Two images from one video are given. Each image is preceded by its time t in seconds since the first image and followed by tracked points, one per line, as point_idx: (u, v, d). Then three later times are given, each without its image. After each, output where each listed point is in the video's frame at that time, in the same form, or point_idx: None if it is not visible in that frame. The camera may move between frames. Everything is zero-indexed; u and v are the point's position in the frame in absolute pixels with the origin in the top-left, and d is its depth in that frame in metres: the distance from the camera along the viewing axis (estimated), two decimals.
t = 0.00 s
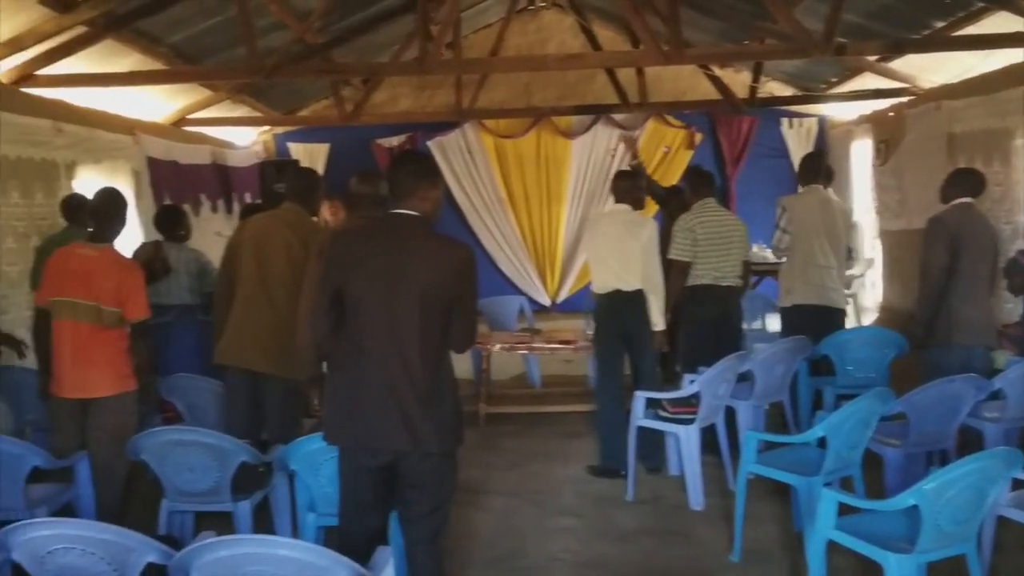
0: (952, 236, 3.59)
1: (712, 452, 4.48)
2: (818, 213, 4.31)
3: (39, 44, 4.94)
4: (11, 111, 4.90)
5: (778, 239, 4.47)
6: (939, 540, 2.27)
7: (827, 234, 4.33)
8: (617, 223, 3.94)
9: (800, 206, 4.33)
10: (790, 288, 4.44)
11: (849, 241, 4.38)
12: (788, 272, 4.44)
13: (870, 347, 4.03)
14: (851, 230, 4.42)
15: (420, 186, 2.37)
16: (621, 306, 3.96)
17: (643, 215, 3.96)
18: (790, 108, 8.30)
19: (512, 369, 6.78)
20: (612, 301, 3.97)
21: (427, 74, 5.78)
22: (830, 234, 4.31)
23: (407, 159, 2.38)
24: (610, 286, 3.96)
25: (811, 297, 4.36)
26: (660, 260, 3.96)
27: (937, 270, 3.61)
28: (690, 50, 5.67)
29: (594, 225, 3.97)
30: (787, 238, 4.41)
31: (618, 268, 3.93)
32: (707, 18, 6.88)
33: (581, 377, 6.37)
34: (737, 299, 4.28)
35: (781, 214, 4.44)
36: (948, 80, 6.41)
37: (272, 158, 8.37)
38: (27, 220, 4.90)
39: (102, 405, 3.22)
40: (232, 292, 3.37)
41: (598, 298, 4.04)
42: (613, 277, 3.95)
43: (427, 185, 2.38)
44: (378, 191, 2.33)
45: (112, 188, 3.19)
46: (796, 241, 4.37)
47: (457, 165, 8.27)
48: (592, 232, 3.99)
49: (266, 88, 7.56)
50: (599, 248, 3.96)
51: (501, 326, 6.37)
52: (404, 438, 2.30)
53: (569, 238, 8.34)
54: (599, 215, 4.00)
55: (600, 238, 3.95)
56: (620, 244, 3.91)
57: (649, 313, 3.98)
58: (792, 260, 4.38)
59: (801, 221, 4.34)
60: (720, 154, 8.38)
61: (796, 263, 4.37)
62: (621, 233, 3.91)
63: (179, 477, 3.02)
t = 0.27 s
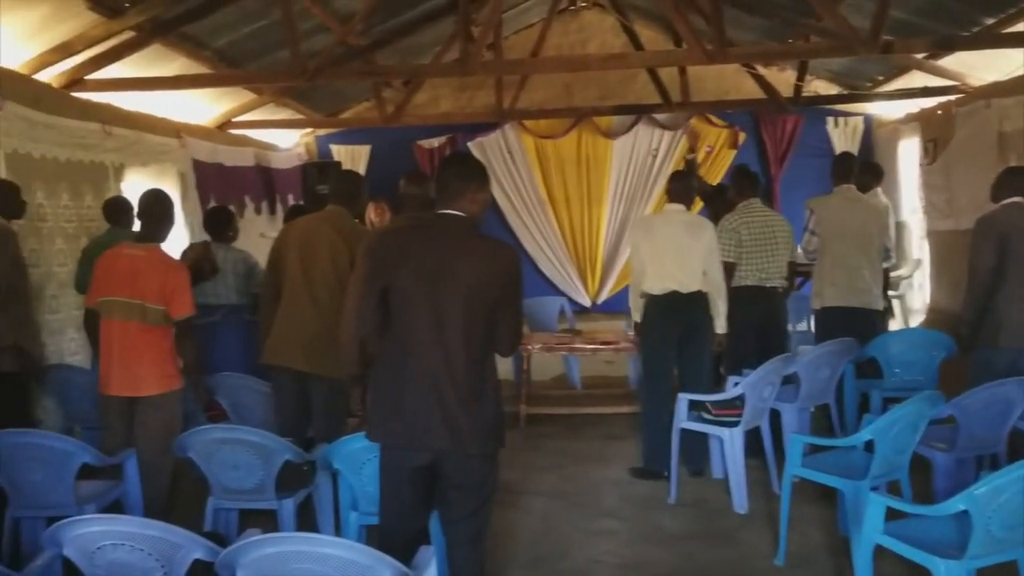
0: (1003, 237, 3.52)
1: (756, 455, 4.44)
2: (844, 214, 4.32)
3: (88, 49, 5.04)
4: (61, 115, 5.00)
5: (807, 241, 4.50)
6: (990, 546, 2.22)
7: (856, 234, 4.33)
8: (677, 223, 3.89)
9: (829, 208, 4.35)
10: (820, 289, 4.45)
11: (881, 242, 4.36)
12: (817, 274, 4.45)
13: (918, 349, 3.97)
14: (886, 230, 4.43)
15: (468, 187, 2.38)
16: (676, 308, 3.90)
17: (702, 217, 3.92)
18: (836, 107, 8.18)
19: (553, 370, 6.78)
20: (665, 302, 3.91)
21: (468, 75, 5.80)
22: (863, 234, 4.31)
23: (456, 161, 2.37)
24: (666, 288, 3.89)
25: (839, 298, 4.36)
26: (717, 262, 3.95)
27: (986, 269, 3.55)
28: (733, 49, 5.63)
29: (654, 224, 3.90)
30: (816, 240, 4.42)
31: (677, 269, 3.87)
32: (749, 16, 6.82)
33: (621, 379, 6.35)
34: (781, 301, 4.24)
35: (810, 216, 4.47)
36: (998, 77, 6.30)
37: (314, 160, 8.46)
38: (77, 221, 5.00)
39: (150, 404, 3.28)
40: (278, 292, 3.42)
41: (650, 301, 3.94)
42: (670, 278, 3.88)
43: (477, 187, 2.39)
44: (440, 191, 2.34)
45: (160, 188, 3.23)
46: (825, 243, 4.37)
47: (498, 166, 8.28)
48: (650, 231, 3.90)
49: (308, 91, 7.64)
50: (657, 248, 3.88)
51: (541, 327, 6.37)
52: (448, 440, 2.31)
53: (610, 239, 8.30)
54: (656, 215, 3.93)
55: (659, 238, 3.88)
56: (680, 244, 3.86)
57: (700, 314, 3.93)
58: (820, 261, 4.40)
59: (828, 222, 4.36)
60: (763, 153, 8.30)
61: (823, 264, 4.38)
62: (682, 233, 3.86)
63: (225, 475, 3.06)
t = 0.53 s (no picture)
0: None
1: (790, 457, 4.40)
2: (865, 216, 4.28)
3: (126, 52, 5.11)
4: (100, 117, 5.08)
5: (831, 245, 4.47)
6: None
7: (880, 236, 4.27)
8: (731, 224, 3.85)
9: (853, 209, 4.31)
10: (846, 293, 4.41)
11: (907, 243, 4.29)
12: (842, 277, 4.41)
13: (956, 351, 3.91)
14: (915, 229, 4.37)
15: (508, 190, 2.41)
16: (716, 309, 3.87)
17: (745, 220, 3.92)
18: (873, 105, 8.06)
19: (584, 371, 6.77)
20: (711, 304, 3.87)
21: (500, 76, 5.81)
22: (888, 234, 4.26)
23: (492, 164, 2.41)
24: (716, 289, 3.83)
25: (864, 300, 4.31)
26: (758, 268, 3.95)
27: None
28: (767, 48, 5.58)
29: (713, 223, 3.84)
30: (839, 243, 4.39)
31: (732, 271, 3.82)
32: (784, 15, 6.76)
33: (653, 380, 6.32)
34: (816, 302, 4.20)
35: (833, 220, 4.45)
36: None
37: (347, 160, 8.52)
38: (114, 222, 5.07)
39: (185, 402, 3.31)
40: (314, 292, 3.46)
41: (696, 301, 3.91)
42: (722, 279, 3.83)
43: (516, 191, 2.43)
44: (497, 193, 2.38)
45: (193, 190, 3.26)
46: (848, 246, 4.34)
47: (530, 166, 8.28)
48: (705, 231, 3.83)
49: (342, 92, 7.69)
50: (715, 247, 3.81)
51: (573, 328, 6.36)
52: (479, 439, 2.31)
53: (642, 239, 8.27)
54: (708, 214, 3.88)
55: (717, 237, 3.82)
56: (734, 245, 3.82)
57: (736, 316, 3.89)
58: (843, 264, 4.37)
59: (850, 225, 4.33)
60: (798, 153, 8.22)
61: (847, 267, 4.34)
62: (737, 235, 3.83)
63: (259, 472, 3.08)
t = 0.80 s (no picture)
0: None
1: (820, 460, 4.36)
2: (897, 218, 4.23)
3: (159, 52, 5.16)
4: (134, 116, 5.14)
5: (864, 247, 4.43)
6: None
7: (913, 237, 4.21)
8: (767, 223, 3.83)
9: (888, 209, 4.25)
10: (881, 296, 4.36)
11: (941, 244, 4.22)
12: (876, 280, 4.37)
13: (991, 353, 3.86)
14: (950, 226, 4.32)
15: (529, 190, 2.40)
16: (751, 310, 3.83)
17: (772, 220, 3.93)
18: (907, 104, 7.97)
19: (612, 371, 6.76)
20: (742, 305, 3.82)
21: (529, 75, 5.81)
22: (921, 235, 4.20)
23: (520, 163, 2.41)
24: (758, 288, 3.79)
25: (899, 303, 4.26)
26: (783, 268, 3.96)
27: None
28: (799, 47, 5.53)
29: (753, 222, 3.78)
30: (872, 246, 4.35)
31: (772, 269, 3.80)
32: (817, 13, 6.70)
33: (681, 381, 6.30)
34: (849, 303, 4.16)
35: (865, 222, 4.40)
36: None
37: (377, 160, 8.56)
38: (148, 220, 5.13)
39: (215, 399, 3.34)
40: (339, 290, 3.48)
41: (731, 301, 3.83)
42: (764, 278, 3.79)
43: (537, 191, 2.42)
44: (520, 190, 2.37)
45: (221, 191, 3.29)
46: (881, 248, 4.29)
47: (558, 165, 8.27)
48: (748, 231, 3.76)
49: (372, 92, 7.73)
50: (756, 247, 3.77)
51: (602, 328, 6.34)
52: (507, 439, 2.31)
53: (672, 239, 8.22)
54: (745, 213, 3.83)
55: (758, 237, 3.77)
56: (772, 245, 3.80)
57: (767, 317, 3.86)
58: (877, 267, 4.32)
59: (881, 227, 4.28)
60: (831, 152, 8.13)
61: (881, 270, 4.30)
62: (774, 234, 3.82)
63: (289, 469, 3.10)
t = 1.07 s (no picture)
0: None
1: (850, 462, 4.32)
2: (944, 216, 4.20)
3: (189, 54, 5.21)
4: (165, 116, 5.19)
5: (908, 247, 4.39)
6: None
7: (961, 236, 4.18)
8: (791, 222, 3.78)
9: (933, 208, 4.22)
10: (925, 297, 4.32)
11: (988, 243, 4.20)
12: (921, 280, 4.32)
13: None
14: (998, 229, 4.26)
15: (536, 184, 2.37)
16: (778, 312, 3.79)
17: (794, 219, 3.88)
18: (939, 104, 7.87)
19: (640, 372, 6.74)
20: (767, 308, 3.79)
21: (557, 75, 5.80)
22: (969, 233, 4.17)
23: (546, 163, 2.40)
24: (784, 289, 3.75)
25: (945, 303, 4.22)
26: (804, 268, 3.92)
27: None
28: (829, 45, 5.49)
29: (777, 222, 3.73)
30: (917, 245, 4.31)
31: (798, 269, 3.76)
32: (848, 12, 6.64)
33: (709, 382, 6.26)
34: (880, 304, 4.11)
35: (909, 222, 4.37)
36: None
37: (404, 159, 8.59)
38: (179, 220, 5.18)
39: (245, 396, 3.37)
40: (361, 289, 3.48)
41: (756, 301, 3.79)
42: (790, 279, 3.75)
43: (543, 184, 2.38)
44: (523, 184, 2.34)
45: (234, 189, 3.29)
46: (927, 247, 4.26)
47: (585, 165, 8.27)
48: (772, 229, 3.72)
49: (400, 92, 7.76)
50: (781, 247, 3.73)
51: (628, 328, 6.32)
52: (535, 439, 2.31)
53: (700, 238, 8.18)
54: (768, 213, 3.77)
55: (782, 237, 3.73)
56: (797, 245, 3.76)
57: (793, 318, 3.82)
58: (923, 267, 4.28)
59: (928, 226, 4.25)
60: (862, 153, 8.06)
61: (927, 270, 4.26)
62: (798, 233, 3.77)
63: (318, 467, 3.12)
